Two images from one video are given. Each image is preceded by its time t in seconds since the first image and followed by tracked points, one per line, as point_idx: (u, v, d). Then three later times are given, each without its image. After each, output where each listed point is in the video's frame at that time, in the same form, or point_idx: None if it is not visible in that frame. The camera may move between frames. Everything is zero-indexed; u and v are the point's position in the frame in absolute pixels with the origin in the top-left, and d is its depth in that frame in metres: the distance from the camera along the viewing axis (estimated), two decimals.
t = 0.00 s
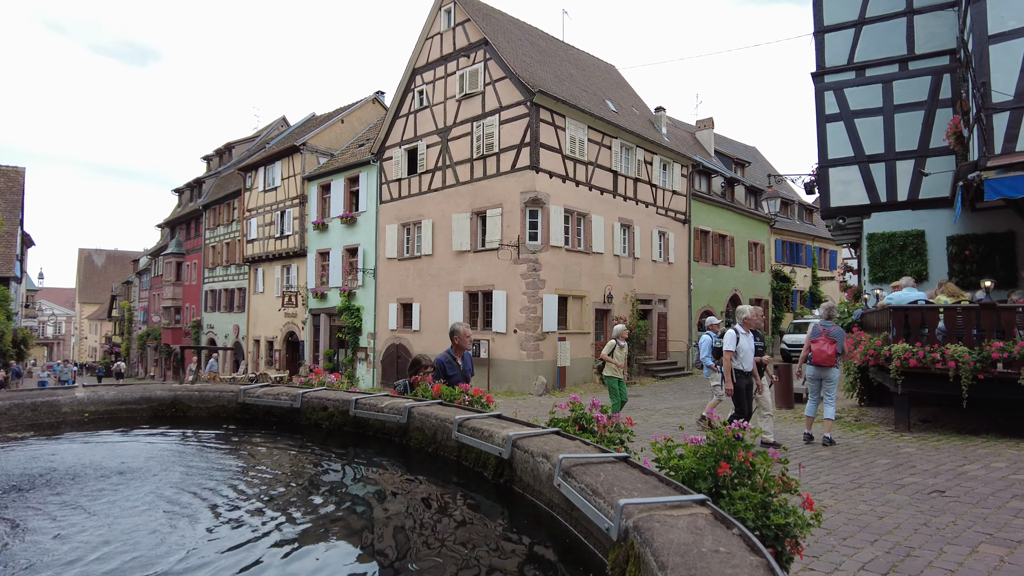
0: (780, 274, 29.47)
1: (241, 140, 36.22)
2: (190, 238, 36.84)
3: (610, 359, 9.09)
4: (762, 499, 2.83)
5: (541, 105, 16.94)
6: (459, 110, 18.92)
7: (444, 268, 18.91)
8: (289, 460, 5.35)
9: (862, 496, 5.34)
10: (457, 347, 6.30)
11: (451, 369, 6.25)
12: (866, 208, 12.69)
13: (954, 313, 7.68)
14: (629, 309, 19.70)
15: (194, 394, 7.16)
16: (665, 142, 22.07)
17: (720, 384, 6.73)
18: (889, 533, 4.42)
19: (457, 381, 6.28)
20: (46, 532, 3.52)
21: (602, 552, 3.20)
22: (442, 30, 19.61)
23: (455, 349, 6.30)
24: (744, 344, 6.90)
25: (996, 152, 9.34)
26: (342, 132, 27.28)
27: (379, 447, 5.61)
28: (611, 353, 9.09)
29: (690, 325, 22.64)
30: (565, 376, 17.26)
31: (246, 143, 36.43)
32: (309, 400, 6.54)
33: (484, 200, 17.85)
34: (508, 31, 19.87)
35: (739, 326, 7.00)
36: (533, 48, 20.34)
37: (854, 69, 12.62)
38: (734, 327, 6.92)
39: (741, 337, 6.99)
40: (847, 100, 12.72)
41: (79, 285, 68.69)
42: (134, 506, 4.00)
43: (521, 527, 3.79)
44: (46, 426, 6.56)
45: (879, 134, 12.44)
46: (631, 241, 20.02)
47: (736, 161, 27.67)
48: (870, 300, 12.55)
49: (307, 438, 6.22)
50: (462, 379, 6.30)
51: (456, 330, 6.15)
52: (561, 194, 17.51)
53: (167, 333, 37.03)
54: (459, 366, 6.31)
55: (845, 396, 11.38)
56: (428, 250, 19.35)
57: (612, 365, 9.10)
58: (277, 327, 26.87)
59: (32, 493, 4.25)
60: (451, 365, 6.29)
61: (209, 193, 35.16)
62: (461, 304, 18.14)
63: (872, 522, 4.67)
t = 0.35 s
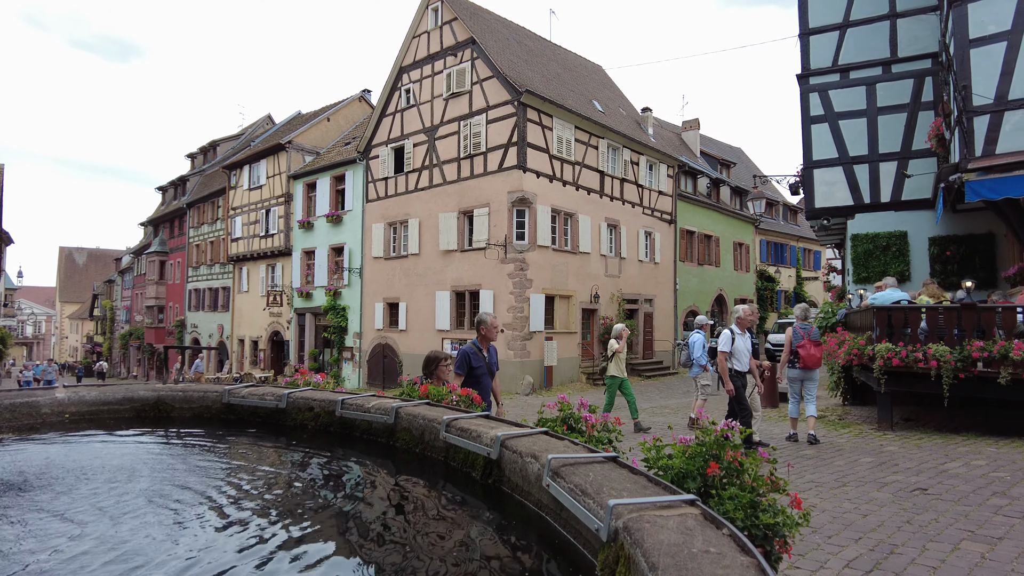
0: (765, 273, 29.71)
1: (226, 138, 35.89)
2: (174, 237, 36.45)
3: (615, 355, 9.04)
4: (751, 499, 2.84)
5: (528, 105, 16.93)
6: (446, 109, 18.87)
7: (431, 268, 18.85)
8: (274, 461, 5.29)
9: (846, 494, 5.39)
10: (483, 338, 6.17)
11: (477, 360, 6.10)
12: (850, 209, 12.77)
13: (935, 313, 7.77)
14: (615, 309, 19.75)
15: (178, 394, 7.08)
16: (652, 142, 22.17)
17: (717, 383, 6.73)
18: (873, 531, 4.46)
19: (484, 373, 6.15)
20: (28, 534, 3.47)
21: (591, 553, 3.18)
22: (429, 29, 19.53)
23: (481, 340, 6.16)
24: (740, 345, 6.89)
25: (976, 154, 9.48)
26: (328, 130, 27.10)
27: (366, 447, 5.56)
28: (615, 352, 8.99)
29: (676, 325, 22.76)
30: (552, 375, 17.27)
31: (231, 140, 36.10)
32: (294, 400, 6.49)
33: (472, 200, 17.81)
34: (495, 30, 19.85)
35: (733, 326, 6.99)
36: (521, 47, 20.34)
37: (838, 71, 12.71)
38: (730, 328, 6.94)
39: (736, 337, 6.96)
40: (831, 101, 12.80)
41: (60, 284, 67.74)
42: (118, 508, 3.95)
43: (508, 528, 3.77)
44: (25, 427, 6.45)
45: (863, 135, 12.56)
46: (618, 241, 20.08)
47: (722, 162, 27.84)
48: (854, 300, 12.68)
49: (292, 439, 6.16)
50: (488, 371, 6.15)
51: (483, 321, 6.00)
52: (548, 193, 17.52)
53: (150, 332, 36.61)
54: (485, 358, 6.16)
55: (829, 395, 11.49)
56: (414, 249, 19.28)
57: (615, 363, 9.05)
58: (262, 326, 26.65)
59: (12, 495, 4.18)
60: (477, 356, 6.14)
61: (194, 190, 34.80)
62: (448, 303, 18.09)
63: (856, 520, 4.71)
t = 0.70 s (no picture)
0: (745, 274, 29.99)
1: (206, 136, 35.48)
2: (152, 236, 35.94)
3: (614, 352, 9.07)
4: (729, 497, 2.86)
5: (511, 105, 16.94)
6: (429, 108, 18.81)
7: (413, 267, 18.78)
8: (253, 462, 5.23)
9: (825, 492, 5.46)
10: (500, 343, 5.58)
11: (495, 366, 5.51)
12: (829, 210, 12.95)
13: (911, 313, 7.90)
14: (597, 309, 19.82)
15: (155, 395, 6.98)
16: (634, 143, 22.29)
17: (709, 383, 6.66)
18: (850, 528, 4.52)
19: (502, 381, 5.52)
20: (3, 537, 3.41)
21: (571, 551, 3.18)
22: (412, 28, 19.46)
23: (499, 346, 5.61)
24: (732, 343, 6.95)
25: (951, 157, 9.63)
26: (310, 129, 26.89)
27: (346, 448, 5.52)
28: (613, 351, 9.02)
29: (658, 325, 22.90)
30: (534, 375, 17.28)
31: (211, 139, 35.69)
32: (273, 400, 6.42)
33: (455, 199, 17.76)
34: (478, 30, 19.83)
35: (726, 324, 7.06)
36: (504, 47, 20.34)
37: (817, 74, 12.88)
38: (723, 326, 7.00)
39: (729, 335, 7.08)
40: (811, 104, 12.96)
41: (34, 285, 66.48)
42: (93, 510, 3.89)
43: (489, 529, 3.76)
44: None
45: (841, 138, 12.73)
46: (600, 241, 20.15)
47: (703, 163, 28.07)
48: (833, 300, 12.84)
49: (272, 440, 6.10)
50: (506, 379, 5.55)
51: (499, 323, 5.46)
52: (530, 193, 17.52)
53: (128, 333, 36.07)
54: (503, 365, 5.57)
55: (808, 394, 11.62)
56: (397, 249, 19.19)
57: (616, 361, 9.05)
58: (242, 326, 26.37)
59: None
60: (494, 363, 5.55)
61: (173, 189, 34.34)
62: (430, 303, 18.02)
63: (835, 517, 4.77)
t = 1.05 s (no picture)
0: (720, 274, 30.33)
1: (179, 133, 34.88)
2: (124, 234, 35.26)
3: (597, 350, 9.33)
4: (703, 496, 2.87)
5: (490, 104, 16.91)
6: (406, 107, 18.70)
7: (390, 267, 18.65)
8: (225, 465, 5.15)
9: (797, 489, 5.53)
10: (514, 330, 5.23)
11: (512, 358, 5.13)
12: (802, 212, 13.13)
13: (882, 313, 8.04)
14: (575, 309, 19.88)
15: (125, 397, 6.83)
16: (612, 144, 22.41)
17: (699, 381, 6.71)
18: (822, 525, 4.58)
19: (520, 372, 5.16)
20: None
21: (546, 552, 3.18)
22: (389, 26, 19.33)
23: (512, 334, 5.24)
24: (716, 339, 6.99)
25: (920, 160, 9.82)
26: (286, 127, 26.57)
27: (320, 450, 5.45)
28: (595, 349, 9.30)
29: (635, 325, 23.04)
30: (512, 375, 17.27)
31: (184, 136, 35.10)
32: (246, 402, 6.32)
33: (433, 199, 17.68)
34: (457, 29, 19.77)
35: (709, 323, 7.04)
36: (482, 47, 20.31)
37: (792, 77, 13.05)
38: (708, 324, 6.94)
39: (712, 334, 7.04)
40: (785, 107, 13.14)
41: None
42: (60, 515, 3.80)
43: (463, 530, 3.74)
44: None
45: (815, 140, 12.92)
46: (578, 242, 20.22)
47: (680, 165, 28.32)
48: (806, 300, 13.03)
49: (245, 442, 5.99)
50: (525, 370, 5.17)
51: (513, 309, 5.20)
52: (509, 193, 17.51)
53: (98, 333, 35.32)
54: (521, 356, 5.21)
55: (782, 393, 11.77)
56: (374, 248, 19.04)
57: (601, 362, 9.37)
58: (216, 327, 25.97)
59: None
60: (511, 353, 5.17)
61: (145, 187, 33.73)
62: (408, 303, 17.92)
63: (807, 514, 4.83)
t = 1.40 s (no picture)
0: (695, 275, 30.66)
1: (150, 129, 34.21)
2: (92, 232, 34.46)
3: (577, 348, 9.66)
4: (678, 495, 2.88)
5: (467, 103, 16.86)
6: (383, 105, 18.56)
7: (366, 267, 18.49)
8: (196, 467, 5.05)
9: (771, 487, 5.60)
10: (541, 335, 5.07)
11: (540, 364, 5.03)
12: (776, 213, 13.32)
13: (852, 313, 8.19)
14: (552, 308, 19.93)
15: (91, 399, 6.66)
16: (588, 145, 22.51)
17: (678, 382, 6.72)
18: (794, 522, 4.65)
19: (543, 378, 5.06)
20: None
21: (522, 553, 3.17)
22: (366, 24, 19.17)
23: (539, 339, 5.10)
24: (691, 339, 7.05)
25: (889, 163, 10.02)
26: (260, 124, 26.21)
27: (293, 452, 5.38)
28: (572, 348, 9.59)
29: (611, 324, 23.17)
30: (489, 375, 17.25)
31: (156, 132, 34.43)
32: (217, 403, 6.21)
33: (409, 198, 17.57)
34: (434, 28, 19.69)
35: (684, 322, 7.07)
36: (459, 46, 20.25)
37: (765, 80, 13.23)
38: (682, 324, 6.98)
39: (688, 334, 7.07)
40: (759, 109, 13.31)
41: None
42: (23, 522, 3.70)
43: (439, 532, 3.71)
44: None
45: (788, 143, 13.12)
46: (555, 242, 20.26)
47: (655, 166, 28.57)
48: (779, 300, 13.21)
49: (216, 443, 5.89)
50: (549, 377, 5.10)
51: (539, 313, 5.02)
52: (486, 193, 17.47)
53: (65, 333, 34.46)
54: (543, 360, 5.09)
55: (755, 392, 11.91)
56: (350, 247, 18.86)
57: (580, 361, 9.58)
58: (188, 326, 25.52)
59: None
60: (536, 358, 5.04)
61: (114, 184, 33.01)
62: (384, 303, 17.79)
63: (780, 512, 4.89)
